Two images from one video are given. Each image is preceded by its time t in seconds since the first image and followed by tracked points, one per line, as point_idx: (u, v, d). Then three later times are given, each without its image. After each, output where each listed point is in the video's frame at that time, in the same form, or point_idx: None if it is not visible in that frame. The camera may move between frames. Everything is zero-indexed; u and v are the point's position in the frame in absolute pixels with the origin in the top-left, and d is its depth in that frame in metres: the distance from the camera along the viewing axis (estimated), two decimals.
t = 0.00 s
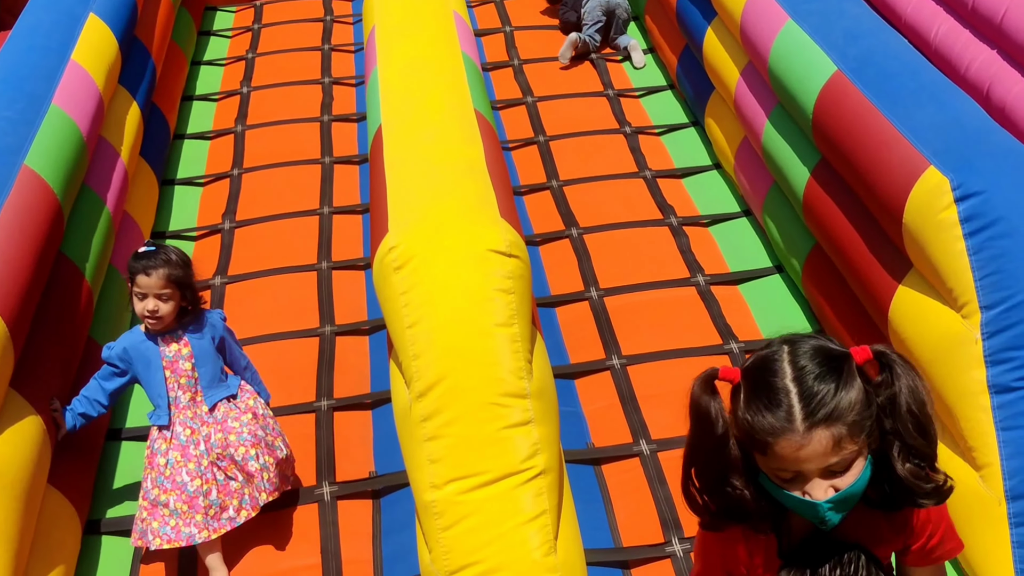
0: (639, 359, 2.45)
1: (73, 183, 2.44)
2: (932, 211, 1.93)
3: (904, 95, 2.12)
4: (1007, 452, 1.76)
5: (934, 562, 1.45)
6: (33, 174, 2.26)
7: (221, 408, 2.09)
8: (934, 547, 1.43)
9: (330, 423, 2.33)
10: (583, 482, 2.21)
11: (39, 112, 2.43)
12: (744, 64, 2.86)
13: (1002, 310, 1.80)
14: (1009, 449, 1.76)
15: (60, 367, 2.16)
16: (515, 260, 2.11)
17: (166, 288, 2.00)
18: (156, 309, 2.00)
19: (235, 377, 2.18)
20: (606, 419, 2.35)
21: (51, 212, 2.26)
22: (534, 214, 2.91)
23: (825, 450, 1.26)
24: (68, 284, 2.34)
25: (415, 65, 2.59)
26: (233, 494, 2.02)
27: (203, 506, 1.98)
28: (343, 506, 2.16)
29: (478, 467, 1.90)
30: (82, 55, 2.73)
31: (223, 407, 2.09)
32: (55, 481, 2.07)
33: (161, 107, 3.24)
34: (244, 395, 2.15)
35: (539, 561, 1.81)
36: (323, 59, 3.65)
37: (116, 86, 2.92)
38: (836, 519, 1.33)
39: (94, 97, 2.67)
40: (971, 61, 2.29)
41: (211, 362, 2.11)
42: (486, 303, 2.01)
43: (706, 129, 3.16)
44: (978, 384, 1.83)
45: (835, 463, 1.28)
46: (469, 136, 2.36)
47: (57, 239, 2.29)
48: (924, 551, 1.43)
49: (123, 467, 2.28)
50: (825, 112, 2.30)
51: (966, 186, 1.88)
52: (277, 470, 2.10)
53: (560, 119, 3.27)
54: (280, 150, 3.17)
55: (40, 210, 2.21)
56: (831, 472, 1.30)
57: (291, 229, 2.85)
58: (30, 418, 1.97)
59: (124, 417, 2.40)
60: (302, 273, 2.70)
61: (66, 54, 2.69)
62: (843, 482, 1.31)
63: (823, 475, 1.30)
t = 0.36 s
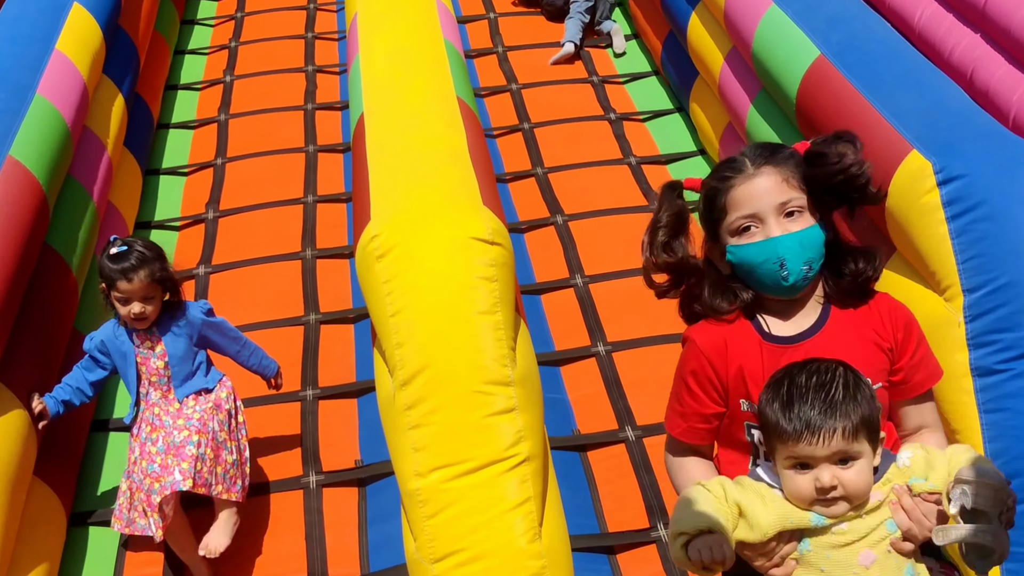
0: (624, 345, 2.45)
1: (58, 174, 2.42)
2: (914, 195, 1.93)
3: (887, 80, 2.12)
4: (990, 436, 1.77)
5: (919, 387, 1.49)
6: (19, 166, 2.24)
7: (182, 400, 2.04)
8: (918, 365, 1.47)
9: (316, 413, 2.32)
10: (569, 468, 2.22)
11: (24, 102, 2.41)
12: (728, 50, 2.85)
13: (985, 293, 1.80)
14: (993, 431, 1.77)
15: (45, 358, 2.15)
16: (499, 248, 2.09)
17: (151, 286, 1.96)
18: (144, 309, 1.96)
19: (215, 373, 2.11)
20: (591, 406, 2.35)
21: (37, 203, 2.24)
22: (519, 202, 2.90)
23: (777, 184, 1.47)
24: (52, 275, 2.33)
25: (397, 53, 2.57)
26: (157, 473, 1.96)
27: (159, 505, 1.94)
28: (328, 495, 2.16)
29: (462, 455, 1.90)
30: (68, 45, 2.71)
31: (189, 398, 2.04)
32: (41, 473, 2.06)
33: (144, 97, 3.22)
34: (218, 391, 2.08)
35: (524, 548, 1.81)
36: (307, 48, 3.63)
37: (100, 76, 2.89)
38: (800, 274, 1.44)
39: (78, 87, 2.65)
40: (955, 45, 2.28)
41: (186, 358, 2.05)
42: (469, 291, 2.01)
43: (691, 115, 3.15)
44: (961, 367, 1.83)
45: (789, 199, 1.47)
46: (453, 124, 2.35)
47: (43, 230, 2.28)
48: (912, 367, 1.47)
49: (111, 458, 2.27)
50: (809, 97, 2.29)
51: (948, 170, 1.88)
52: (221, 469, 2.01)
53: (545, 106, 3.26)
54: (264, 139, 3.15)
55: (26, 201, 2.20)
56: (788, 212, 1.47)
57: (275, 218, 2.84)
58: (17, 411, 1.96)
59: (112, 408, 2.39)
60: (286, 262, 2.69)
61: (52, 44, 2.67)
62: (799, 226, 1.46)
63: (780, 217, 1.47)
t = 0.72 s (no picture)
0: (607, 325, 2.45)
1: (44, 156, 2.40)
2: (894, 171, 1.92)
3: (866, 54, 2.11)
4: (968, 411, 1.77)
5: (947, 273, 1.44)
6: (5, 148, 2.22)
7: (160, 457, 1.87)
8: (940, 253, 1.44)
9: (298, 394, 2.32)
10: (551, 447, 2.22)
11: (9, 84, 2.40)
12: (709, 29, 2.83)
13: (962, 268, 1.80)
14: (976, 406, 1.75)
15: (29, 341, 2.14)
16: (478, 227, 2.08)
17: (123, 299, 1.86)
18: (114, 322, 1.84)
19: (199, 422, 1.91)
20: (574, 385, 2.36)
21: (24, 185, 2.23)
22: (502, 182, 2.90)
23: (782, 89, 1.48)
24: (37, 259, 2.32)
25: (377, 33, 2.55)
26: (167, 557, 1.84)
27: (121, 560, 1.80)
28: (311, 476, 2.16)
29: (443, 434, 1.89)
30: (52, 27, 2.68)
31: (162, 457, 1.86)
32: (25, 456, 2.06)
33: (126, 79, 3.19)
34: (203, 445, 1.90)
35: (506, 526, 1.83)
36: (288, 29, 3.61)
37: (83, 59, 2.87)
38: (805, 172, 1.44)
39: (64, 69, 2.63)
40: (936, 24, 2.29)
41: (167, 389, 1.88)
42: (449, 270, 1.99)
43: (673, 94, 3.14)
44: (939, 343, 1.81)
45: (795, 102, 1.47)
46: (433, 103, 2.34)
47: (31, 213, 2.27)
48: (934, 254, 1.44)
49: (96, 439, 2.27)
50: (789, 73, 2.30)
51: (926, 144, 1.89)
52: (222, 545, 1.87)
53: (527, 86, 3.25)
54: (245, 121, 3.14)
55: (13, 184, 2.19)
56: (795, 114, 1.47)
57: (257, 200, 2.83)
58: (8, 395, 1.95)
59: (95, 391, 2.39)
60: (268, 244, 2.68)
61: (36, 27, 2.64)
62: (806, 127, 1.47)
63: (786, 121, 1.47)
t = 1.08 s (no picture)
0: (592, 300, 2.46)
1: (19, 133, 2.36)
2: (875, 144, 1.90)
3: (848, 29, 2.11)
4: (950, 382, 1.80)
5: (930, 330, 1.43)
6: None
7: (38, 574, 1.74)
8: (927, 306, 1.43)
9: (283, 372, 2.32)
10: (536, 422, 2.23)
11: None
12: (693, 3, 2.83)
13: (945, 240, 1.82)
14: (955, 377, 1.79)
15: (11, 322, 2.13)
16: (462, 202, 2.07)
17: None
18: None
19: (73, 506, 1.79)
20: (559, 361, 2.36)
21: None
22: (486, 159, 2.90)
23: (798, 145, 1.38)
24: (18, 238, 2.29)
25: (358, 9, 2.54)
26: None
27: None
28: (297, 453, 2.16)
29: (428, 410, 1.88)
30: (25, 6, 2.65)
31: (41, 565, 1.73)
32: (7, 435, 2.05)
33: (105, 58, 3.17)
34: (81, 538, 1.78)
35: (491, 500, 1.83)
36: (269, 7, 3.58)
37: (59, 37, 2.84)
38: (815, 232, 1.39)
39: (36, 44, 2.59)
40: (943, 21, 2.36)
41: (5, 520, 1.64)
42: (432, 247, 1.98)
43: (656, 69, 3.13)
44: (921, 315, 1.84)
45: (809, 160, 1.39)
46: (415, 79, 2.33)
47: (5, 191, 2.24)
48: (923, 309, 1.43)
49: (81, 418, 2.27)
50: (769, 48, 2.30)
51: (907, 118, 1.86)
52: None
53: (510, 62, 3.25)
54: (227, 100, 3.13)
55: None
56: (809, 173, 1.39)
57: (240, 178, 2.83)
58: None
59: (79, 370, 2.38)
60: (252, 223, 2.68)
61: (8, 9, 2.62)
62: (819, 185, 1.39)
63: (797, 178, 1.40)
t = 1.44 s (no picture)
0: (587, 282, 2.46)
1: (10, 118, 2.35)
2: (871, 121, 1.90)
3: (841, 6, 2.11)
4: (947, 359, 1.81)
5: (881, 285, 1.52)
6: None
7: None
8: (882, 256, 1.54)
9: (279, 354, 2.32)
10: (533, 403, 2.24)
11: None
12: None
13: (941, 218, 1.83)
14: (949, 355, 1.81)
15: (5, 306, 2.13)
16: (458, 182, 2.07)
17: None
18: None
19: None
20: (555, 341, 2.37)
21: None
22: (480, 141, 2.91)
23: (734, 115, 1.50)
24: (9, 222, 2.28)
25: None
26: None
27: None
28: (294, 434, 2.17)
29: (425, 390, 1.87)
30: None
31: None
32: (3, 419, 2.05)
33: (97, 42, 3.15)
34: None
35: (488, 481, 1.82)
36: None
37: (48, 21, 2.82)
38: (757, 197, 1.52)
39: (26, 30, 2.57)
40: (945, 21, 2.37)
41: None
42: (428, 227, 1.98)
43: (651, 49, 3.13)
44: (918, 294, 1.85)
45: (749, 129, 1.51)
46: (409, 60, 2.32)
47: None
48: (869, 265, 1.54)
49: (76, 401, 2.27)
50: (765, 27, 2.30)
51: (902, 95, 1.87)
52: None
53: (503, 44, 3.25)
54: (220, 83, 3.13)
55: None
56: (750, 141, 1.52)
57: (234, 161, 2.83)
58: None
59: (73, 354, 2.38)
60: (246, 206, 2.68)
61: None
62: (759, 152, 1.52)
63: (738, 147, 1.52)
